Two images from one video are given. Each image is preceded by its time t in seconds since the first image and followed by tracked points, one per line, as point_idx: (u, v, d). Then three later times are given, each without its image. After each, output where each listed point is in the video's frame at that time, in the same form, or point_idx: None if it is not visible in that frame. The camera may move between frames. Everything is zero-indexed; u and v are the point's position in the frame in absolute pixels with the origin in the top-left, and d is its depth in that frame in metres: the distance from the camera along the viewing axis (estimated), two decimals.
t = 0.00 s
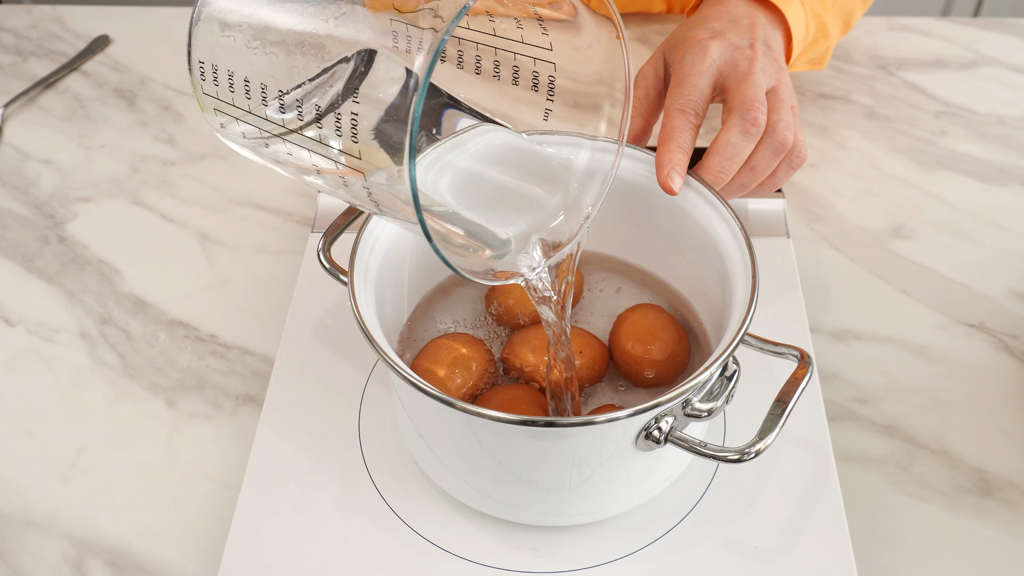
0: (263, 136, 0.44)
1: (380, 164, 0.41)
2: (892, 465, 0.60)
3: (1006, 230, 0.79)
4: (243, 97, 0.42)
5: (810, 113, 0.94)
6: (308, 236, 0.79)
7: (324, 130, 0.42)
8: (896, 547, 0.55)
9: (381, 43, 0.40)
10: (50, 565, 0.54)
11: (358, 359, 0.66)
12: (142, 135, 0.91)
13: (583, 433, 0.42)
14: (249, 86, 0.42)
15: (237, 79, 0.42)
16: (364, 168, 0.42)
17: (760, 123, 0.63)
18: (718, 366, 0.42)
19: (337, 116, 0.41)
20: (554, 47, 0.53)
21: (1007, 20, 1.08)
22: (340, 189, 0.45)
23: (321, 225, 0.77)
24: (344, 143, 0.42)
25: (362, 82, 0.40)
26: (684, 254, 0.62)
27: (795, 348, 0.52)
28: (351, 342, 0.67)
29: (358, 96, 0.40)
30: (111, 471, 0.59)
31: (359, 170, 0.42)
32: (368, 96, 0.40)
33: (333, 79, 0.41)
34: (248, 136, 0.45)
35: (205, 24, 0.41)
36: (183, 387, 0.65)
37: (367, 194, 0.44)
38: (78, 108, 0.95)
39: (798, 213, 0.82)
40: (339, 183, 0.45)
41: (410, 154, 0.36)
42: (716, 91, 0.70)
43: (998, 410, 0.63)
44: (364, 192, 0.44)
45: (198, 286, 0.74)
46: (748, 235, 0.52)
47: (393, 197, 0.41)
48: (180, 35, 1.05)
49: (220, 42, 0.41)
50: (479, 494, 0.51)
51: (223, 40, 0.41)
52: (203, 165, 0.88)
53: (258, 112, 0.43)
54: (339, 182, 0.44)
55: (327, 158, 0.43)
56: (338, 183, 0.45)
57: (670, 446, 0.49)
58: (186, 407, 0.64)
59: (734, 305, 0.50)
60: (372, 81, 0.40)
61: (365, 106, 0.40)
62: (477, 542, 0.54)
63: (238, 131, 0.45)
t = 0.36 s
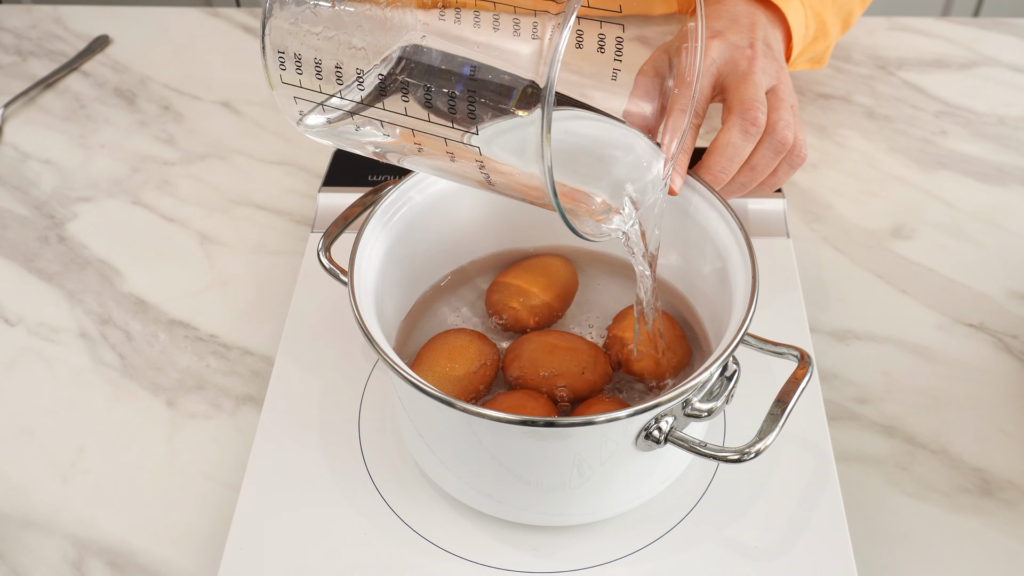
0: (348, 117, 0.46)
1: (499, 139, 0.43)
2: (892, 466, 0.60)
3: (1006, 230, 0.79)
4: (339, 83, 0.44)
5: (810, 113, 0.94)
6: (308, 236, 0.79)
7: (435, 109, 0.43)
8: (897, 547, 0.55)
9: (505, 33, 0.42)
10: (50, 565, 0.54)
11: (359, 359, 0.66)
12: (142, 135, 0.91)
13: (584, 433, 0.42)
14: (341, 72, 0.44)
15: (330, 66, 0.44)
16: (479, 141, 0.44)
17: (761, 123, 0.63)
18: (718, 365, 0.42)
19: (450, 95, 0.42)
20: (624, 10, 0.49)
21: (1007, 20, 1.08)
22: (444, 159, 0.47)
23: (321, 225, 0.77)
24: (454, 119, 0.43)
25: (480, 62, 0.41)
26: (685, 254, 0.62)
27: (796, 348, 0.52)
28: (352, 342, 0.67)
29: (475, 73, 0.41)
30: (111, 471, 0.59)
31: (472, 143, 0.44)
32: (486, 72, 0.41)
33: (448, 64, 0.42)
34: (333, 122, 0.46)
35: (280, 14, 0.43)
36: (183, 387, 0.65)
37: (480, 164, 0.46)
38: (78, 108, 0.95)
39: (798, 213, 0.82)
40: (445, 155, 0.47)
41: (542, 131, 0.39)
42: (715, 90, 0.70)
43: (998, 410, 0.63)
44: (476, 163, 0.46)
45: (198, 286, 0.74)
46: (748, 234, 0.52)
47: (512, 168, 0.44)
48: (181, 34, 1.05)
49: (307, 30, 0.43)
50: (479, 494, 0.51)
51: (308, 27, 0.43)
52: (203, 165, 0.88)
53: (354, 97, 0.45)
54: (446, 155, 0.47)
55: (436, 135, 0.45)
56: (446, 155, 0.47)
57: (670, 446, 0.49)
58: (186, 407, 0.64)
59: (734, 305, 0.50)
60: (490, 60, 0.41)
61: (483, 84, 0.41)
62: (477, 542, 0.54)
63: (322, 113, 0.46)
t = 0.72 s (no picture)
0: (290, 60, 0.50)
1: (444, 91, 0.47)
2: (893, 466, 0.60)
3: (1006, 231, 0.79)
4: (297, 31, 0.48)
5: (810, 113, 0.94)
6: (308, 236, 0.79)
7: (384, 61, 0.47)
8: (897, 547, 0.55)
9: None
10: (50, 565, 0.54)
11: (359, 359, 0.66)
12: (142, 135, 0.91)
13: (583, 433, 0.42)
14: (288, 16, 0.48)
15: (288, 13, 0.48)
16: (423, 91, 0.48)
17: (760, 123, 0.63)
18: (718, 366, 0.42)
19: (400, 48, 0.47)
20: None
21: (1007, 20, 1.08)
22: (387, 109, 0.52)
23: (321, 224, 0.78)
24: (401, 73, 0.48)
25: (434, 18, 0.46)
26: (684, 253, 0.62)
27: (796, 348, 0.52)
28: (352, 342, 0.67)
29: (427, 30, 0.46)
30: (111, 471, 0.59)
31: (414, 94, 0.49)
32: (438, 30, 0.46)
33: (399, 19, 0.46)
34: (275, 62, 0.51)
35: None
36: (183, 387, 0.65)
37: (422, 114, 0.50)
38: (78, 108, 0.95)
39: (798, 213, 0.82)
40: (386, 105, 0.51)
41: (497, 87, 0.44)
42: (715, 90, 0.70)
43: (998, 410, 0.63)
44: (417, 113, 0.50)
45: (198, 286, 0.74)
46: (748, 235, 0.52)
47: (453, 117, 0.49)
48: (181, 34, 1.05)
49: None
50: (479, 494, 0.51)
51: None
52: (203, 165, 0.88)
53: (308, 44, 0.48)
54: (389, 105, 0.51)
55: (379, 85, 0.49)
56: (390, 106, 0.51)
57: (670, 446, 0.49)
58: (186, 406, 0.64)
59: (734, 305, 0.50)
60: (444, 18, 0.45)
61: (434, 41, 0.46)
62: (477, 542, 0.54)
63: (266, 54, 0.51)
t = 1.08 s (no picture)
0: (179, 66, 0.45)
1: (319, 132, 0.43)
2: (893, 466, 0.60)
3: (1006, 231, 0.79)
4: (189, 37, 0.43)
5: (810, 113, 0.94)
6: (308, 236, 0.79)
7: (266, 84, 0.43)
8: (897, 547, 0.55)
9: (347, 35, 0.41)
10: (50, 565, 0.54)
11: (359, 359, 0.66)
12: (142, 135, 0.91)
13: (583, 433, 0.42)
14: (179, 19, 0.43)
15: (188, 21, 0.43)
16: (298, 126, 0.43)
17: (760, 124, 0.63)
18: (718, 366, 0.42)
19: (281, 74, 0.42)
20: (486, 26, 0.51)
21: (1007, 20, 1.08)
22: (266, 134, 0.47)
23: (321, 224, 0.77)
24: (280, 99, 0.43)
25: (318, 49, 0.41)
26: (684, 253, 0.62)
27: (796, 348, 0.52)
28: (352, 342, 0.67)
29: (310, 60, 0.41)
30: (111, 471, 0.59)
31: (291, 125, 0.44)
32: (320, 61, 0.41)
33: (286, 43, 0.42)
34: (163, 62, 0.46)
35: None
36: (183, 387, 0.65)
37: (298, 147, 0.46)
38: (78, 108, 0.95)
39: (798, 213, 0.82)
40: (267, 131, 0.47)
41: (361, 136, 0.39)
42: (715, 90, 0.70)
43: (997, 410, 0.63)
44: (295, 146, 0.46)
45: (198, 286, 0.74)
46: (748, 235, 0.52)
47: (326, 161, 0.44)
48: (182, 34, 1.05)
49: None
50: (479, 494, 0.51)
51: None
52: (203, 165, 0.88)
53: (195, 51, 0.44)
54: (269, 130, 0.46)
55: (260, 109, 0.45)
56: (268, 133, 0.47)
57: (670, 446, 0.49)
58: (186, 407, 0.64)
59: (735, 305, 0.50)
60: (329, 49, 0.41)
61: (316, 73, 0.41)
62: (478, 542, 0.54)
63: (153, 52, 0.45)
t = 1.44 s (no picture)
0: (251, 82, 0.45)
1: (409, 132, 0.43)
2: (893, 466, 0.60)
3: (1006, 231, 0.79)
4: (240, 38, 0.44)
5: (810, 113, 0.94)
6: (308, 236, 0.79)
7: (346, 82, 0.43)
8: (897, 547, 0.55)
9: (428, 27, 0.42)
10: (50, 565, 0.54)
11: (359, 359, 0.66)
12: (142, 135, 0.91)
13: (583, 433, 0.42)
14: (251, 29, 0.43)
15: (239, 22, 0.43)
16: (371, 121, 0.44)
17: (761, 124, 0.63)
18: (718, 366, 0.42)
19: (365, 66, 0.42)
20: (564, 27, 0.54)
21: (1007, 21, 1.08)
22: (317, 130, 0.47)
23: (321, 224, 0.78)
24: (365, 99, 0.43)
25: (403, 39, 0.42)
26: (683, 253, 0.62)
27: (796, 348, 0.52)
28: (352, 342, 0.67)
29: (396, 48, 0.42)
30: (111, 471, 0.59)
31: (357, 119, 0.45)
32: (408, 53, 0.42)
33: (370, 39, 0.42)
34: (234, 81, 0.46)
35: None
36: (183, 387, 0.65)
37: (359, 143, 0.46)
38: (78, 108, 0.95)
39: (798, 213, 0.82)
40: (348, 139, 0.47)
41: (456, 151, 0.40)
42: (716, 89, 0.70)
43: (997, 410, 0.63)
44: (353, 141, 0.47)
45: (198, 286, 0.74)
46: (748, 235, 0.52)
47: (417, 164, 0.44)
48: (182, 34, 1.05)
49: None
50: (479, 494, 0.51)
51: None
52: (203, 165, 0.88)
53: (269, 60, 0.44)
54: (352, 137, 0.46)
55: (341, 112, 0.45)
56: (318, 126, 0.47)
57: (670, 446, 0.49)
58: (186, 407, 0.64)
59: (734, 305, 0.50)
60: (414, 42, 0.42)
61: (402, 63, 0.42)
62: (477, 542, 0.54)
63: (223, 73, 0.46)
